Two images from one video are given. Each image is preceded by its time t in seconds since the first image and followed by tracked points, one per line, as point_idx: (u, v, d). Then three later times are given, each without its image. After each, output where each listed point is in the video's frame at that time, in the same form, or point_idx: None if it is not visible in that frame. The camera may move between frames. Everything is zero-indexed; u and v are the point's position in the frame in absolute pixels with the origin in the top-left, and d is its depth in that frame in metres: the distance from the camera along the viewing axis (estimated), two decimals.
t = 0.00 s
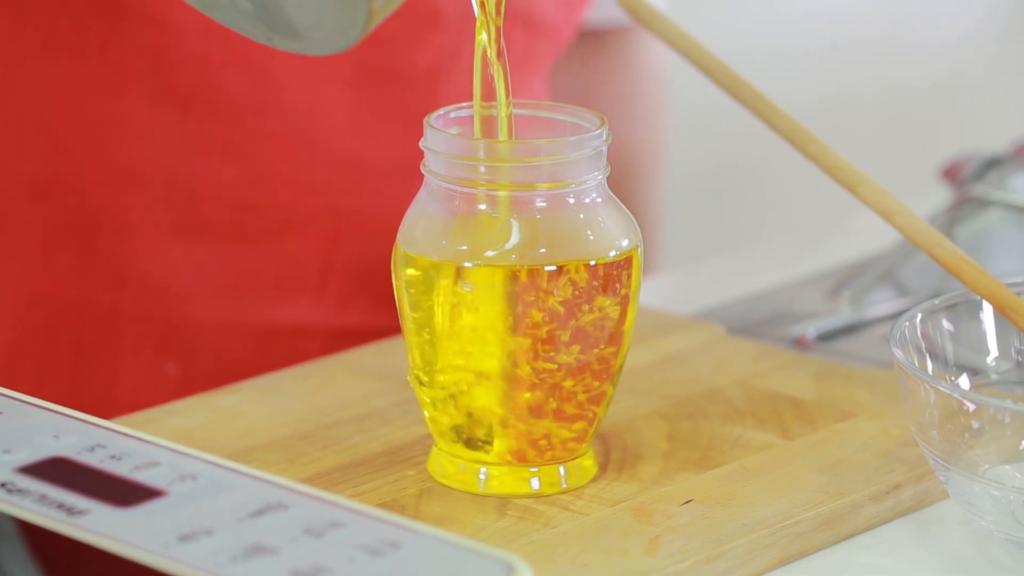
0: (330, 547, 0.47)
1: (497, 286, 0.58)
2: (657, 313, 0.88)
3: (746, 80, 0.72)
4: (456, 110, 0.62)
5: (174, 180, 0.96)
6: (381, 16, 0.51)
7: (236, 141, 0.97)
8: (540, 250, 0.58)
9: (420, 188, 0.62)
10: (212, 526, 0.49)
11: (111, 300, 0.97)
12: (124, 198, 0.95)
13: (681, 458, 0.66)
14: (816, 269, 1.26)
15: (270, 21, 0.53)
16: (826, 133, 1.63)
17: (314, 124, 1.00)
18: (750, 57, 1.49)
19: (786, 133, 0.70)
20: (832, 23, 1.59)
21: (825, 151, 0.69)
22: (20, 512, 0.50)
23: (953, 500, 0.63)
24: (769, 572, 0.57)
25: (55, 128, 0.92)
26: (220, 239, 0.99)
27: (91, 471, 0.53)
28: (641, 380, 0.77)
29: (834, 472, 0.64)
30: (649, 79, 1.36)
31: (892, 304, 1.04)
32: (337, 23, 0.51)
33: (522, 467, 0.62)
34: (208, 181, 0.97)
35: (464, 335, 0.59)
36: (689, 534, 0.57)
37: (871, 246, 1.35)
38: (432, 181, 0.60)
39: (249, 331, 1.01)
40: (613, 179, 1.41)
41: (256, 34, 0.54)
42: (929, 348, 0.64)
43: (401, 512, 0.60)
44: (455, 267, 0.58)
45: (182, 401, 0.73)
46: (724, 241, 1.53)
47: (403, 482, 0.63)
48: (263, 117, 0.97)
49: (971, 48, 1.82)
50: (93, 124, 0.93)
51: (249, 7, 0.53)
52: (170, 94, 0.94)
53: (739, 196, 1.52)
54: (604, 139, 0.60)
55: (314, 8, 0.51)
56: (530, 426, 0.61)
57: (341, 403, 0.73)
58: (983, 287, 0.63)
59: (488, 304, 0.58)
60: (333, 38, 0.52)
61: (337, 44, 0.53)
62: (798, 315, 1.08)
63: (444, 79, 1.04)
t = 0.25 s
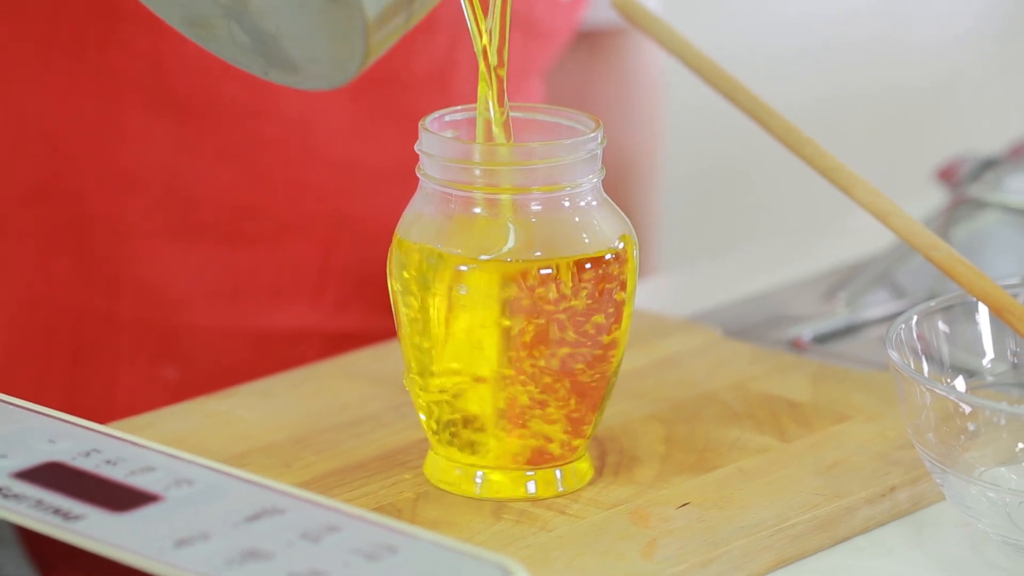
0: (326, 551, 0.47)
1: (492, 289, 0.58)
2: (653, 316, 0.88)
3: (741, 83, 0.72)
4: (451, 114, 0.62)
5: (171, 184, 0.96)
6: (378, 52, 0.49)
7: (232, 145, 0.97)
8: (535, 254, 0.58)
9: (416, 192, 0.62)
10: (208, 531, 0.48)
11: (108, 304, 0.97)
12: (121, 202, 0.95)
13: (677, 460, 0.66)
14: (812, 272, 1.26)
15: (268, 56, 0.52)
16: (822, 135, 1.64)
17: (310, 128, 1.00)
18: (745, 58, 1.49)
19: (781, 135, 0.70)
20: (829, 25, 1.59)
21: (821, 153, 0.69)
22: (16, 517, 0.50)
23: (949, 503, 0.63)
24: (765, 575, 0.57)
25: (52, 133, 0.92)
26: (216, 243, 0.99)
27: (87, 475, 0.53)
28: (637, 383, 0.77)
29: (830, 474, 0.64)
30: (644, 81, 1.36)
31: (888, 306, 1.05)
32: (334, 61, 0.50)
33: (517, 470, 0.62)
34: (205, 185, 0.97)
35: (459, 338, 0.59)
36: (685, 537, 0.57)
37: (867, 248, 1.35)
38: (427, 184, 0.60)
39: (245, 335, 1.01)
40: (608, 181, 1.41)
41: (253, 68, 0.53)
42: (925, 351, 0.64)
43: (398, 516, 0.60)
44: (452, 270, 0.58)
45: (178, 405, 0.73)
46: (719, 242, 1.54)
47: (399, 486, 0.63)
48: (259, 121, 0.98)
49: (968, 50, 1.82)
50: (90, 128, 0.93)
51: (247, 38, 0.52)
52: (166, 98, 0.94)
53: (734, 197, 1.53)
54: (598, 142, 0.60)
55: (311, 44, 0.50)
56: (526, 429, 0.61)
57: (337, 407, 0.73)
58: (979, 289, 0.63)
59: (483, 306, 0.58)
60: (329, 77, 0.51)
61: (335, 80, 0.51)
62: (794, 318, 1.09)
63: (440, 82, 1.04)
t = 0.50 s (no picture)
0: (319, 553, 0.47)
1: (486, 291, 0.58)
2: (648, 317, 0.88)
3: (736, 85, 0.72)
4: (445, 116, 0.62)
5: (167, 186, 0.96)
6: (381, 105, 0.46)
7: (229, 148, 0.97)
8: (530, 255, 0.58)
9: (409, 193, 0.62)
10: (201, 532, 0.48)
11: (103, 306, 0.97)
12: (117, 203, 0.95)
13: (672, 462, 0.66)
14: (807, 274, 1.26)
15: (268, 108, 0.49)
16: (818, 137, 1.64)
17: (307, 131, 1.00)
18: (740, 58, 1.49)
19: (776, 137, 0.70)
20: (825, 28, 1.59)
21: (815, 155, 0.69)
22: (10, 518, 0.50)
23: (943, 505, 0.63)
24: None
25: (48, 135, 0.92)
26: (210, 244, 0.99)
27: (80, 476, 0.53)
28: (632, 384, 0.77)
29: (825, 476, 0.64)
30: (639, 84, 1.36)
31: (882, 308, 1.05)
32: (336, 116, 0.46)
33: (511, 472, 0.62)
34: (200, 186, 0.97)
35: (453, 340, 0.59)
36: (679, 539, 0.57)
37: (862, 250, 1.36)
38: (421, 186, 0.60)
39: (240, 337, 1.01)
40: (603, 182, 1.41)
41: (256, 116, 0.50)
42: (919, 353, 0.64)
43: (391, 518, 0.60)
44: (446, 272, 0.59)
45: (171, 407, 0.73)
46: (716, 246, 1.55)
47: (393, 488, 0.63)
48: (257, 125, 0.97)
49: (963, 54, 1.83)
50: (86, 130, 0.93)
51: (248, 86, 0.49)
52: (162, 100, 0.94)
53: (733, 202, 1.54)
54: (593, 144, 0.60)
55: (311, 96, 0.46)
56: (520, 431, 0.61)
57: (331, 409, 0.73)
58: (973, 291, 0.63)
59: (477, 308, 0.58)
60: (331, 131, 0.47)
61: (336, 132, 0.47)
62: (789, 319, 1.09)
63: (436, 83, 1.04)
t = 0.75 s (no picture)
0: (317, 555, 0.47)
1: (484, 293, 0.58)
2: (645, 319, 0.88)
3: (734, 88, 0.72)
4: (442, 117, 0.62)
5: (166, 188, 0.96)
6: (390, 172, 0.47)
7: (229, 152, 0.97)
8: (527, 258, 0.58)
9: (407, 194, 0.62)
10: (199, 534, 0.48)
11: (103, 308, 0.97)
12: (116, 205, 0.95)
13: (668, 464, 0.66)
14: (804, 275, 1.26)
15: (274, 170, 0.49)
16: (816, 139, 1.64)
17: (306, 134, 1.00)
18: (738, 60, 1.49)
19: (773, 141, 0.70)
20: (823, 30, 1.59)
21: (812, 158, 0.69)
22: (8, 520, 0.49)
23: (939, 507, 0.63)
24: None
25: (49, 138, 0.92)
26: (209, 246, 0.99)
27: (78, 479, 0.53)
28: (629, 386, 0.77)
29: (821, 478, 0.64)
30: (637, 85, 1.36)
31: (879, 310, 1.05)
32: (343, 180, 0.47)
33: (509, 474, 0.62)
34: (199, 189, 0.97)
35: (451, 343, 0.59)
36: (676, 541, 0.57)
37: (860, 252, 1.36)
38: (419, 188, 0.60)
39: (238, 339, 1.01)
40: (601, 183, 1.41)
41: (262, 175, 0.50)
42: (916, 354, 0.64)
43: (389, 519, 0.60)
44: (443, 274, 0.58)
45: (169, 409, 0.73)
46: (713, 245, 1.55)
47: (390, 490, 0.63)
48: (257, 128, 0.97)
49: (959, 56, 1.83)
50: (85, 132, 0.93)
51: (255, 148, 0.49)
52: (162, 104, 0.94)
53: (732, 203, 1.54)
54: (590, 146, 0.60)
55: (320, 161, 0.47)
56: (517, 433, 0.61)
57: (328, 410, 0.73)
58: (970, 293, 0.64)
59: (475, 310, 0.58)
60: (339, 194, 0.48)
61: (343, 196, 0.48)
62: (786, 321, 1.09)
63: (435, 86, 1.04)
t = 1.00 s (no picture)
0: (319, 557, 0.47)
1: (485, 296, 0.58)
2: (646, 321, 0.88)
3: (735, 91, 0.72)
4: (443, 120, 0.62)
5: (168, 192, 0.96)
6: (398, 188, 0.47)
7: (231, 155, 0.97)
8: (528, 261, 0.58)
9: (409, 197, 0.62)
10: (201, 537, 0.48)
11: (105, 313, 0.97)
12: (118, 210, 0.95)
13: (669, 466, 0.66)
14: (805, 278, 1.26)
15: (280, 187, 0.50)
16: (816, 143, 1.64)
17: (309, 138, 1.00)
18: (738, 61, 1.49)
19: (774, 143, 0.70)
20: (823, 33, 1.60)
21: (813, 160, 0.69)
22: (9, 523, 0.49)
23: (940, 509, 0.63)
24: None
25: (52, 143, 0.92)
26: (210, 250, 0.99)
27: (80, 482, 0.53)
28: (630, 389, 0.77)
29: (822, 481, 0.64)
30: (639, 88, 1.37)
31: (879, 313, 1.05)
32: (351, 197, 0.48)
33: (511, 477, 0.62)
34: (201, 193, 0.97)
35: (452, 347, 0.59)
36: (677, 543, 0.57)
37: (861, 255, 1.36)
38: (421, 191, 0.61)
39: (239, 342, 1.02)
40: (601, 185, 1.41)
41: (266, 193, 0.51)
42: (916, 357, 0.64)
43: (390, 522, 0.60)
44: (444, 277, 0.59)
45: (169, 411, 0.73)
46: (713, 247, 1.54)
47: (392, 492, 0.63)
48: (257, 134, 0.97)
49: (958, 59, 1.83)
50: (87, 137, 0.93)
51: (261, 165, 0.49)
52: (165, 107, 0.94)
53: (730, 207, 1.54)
54: (591, 149, 0.60)
55: (329, 177, 0.47)
56: (518, 436, 0.61)
57: (329, 413, 0.73)
58: (971, 296, 0.64)
59: (476, 314, 0.59)
60: (345, 212, 0.48)
61: (350, 211, 0.48)
62: (786, 324, 1.09)
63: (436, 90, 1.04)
